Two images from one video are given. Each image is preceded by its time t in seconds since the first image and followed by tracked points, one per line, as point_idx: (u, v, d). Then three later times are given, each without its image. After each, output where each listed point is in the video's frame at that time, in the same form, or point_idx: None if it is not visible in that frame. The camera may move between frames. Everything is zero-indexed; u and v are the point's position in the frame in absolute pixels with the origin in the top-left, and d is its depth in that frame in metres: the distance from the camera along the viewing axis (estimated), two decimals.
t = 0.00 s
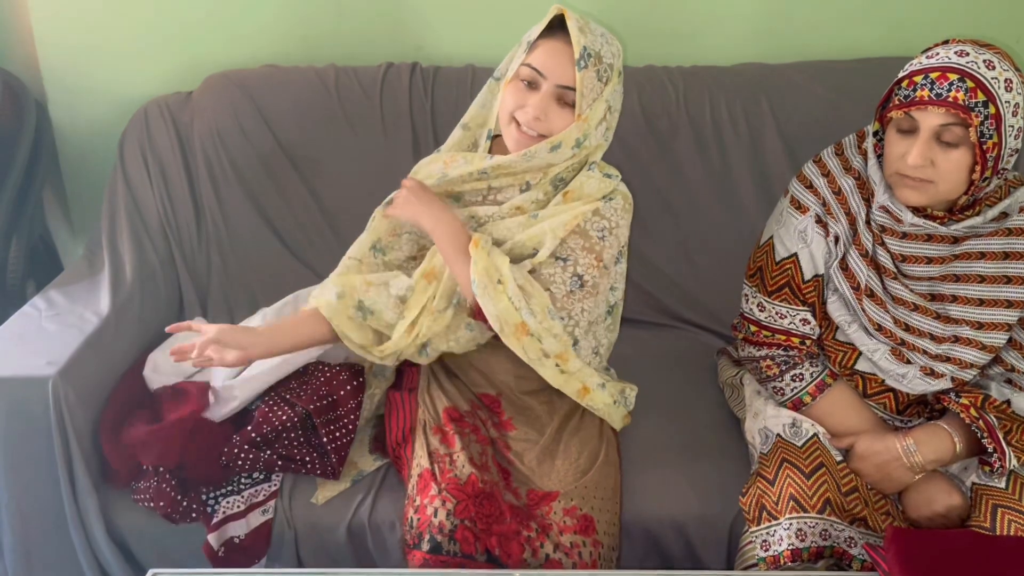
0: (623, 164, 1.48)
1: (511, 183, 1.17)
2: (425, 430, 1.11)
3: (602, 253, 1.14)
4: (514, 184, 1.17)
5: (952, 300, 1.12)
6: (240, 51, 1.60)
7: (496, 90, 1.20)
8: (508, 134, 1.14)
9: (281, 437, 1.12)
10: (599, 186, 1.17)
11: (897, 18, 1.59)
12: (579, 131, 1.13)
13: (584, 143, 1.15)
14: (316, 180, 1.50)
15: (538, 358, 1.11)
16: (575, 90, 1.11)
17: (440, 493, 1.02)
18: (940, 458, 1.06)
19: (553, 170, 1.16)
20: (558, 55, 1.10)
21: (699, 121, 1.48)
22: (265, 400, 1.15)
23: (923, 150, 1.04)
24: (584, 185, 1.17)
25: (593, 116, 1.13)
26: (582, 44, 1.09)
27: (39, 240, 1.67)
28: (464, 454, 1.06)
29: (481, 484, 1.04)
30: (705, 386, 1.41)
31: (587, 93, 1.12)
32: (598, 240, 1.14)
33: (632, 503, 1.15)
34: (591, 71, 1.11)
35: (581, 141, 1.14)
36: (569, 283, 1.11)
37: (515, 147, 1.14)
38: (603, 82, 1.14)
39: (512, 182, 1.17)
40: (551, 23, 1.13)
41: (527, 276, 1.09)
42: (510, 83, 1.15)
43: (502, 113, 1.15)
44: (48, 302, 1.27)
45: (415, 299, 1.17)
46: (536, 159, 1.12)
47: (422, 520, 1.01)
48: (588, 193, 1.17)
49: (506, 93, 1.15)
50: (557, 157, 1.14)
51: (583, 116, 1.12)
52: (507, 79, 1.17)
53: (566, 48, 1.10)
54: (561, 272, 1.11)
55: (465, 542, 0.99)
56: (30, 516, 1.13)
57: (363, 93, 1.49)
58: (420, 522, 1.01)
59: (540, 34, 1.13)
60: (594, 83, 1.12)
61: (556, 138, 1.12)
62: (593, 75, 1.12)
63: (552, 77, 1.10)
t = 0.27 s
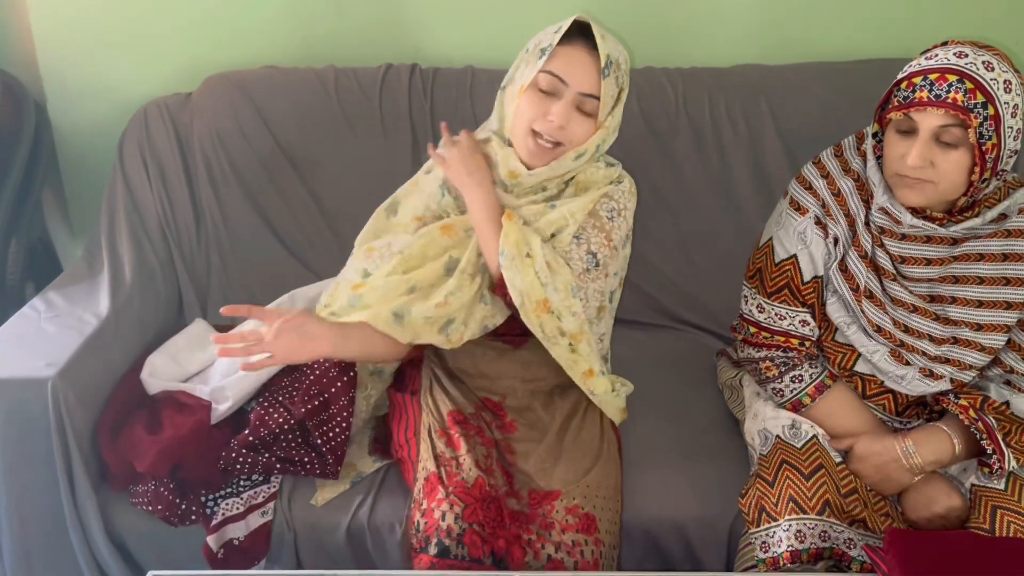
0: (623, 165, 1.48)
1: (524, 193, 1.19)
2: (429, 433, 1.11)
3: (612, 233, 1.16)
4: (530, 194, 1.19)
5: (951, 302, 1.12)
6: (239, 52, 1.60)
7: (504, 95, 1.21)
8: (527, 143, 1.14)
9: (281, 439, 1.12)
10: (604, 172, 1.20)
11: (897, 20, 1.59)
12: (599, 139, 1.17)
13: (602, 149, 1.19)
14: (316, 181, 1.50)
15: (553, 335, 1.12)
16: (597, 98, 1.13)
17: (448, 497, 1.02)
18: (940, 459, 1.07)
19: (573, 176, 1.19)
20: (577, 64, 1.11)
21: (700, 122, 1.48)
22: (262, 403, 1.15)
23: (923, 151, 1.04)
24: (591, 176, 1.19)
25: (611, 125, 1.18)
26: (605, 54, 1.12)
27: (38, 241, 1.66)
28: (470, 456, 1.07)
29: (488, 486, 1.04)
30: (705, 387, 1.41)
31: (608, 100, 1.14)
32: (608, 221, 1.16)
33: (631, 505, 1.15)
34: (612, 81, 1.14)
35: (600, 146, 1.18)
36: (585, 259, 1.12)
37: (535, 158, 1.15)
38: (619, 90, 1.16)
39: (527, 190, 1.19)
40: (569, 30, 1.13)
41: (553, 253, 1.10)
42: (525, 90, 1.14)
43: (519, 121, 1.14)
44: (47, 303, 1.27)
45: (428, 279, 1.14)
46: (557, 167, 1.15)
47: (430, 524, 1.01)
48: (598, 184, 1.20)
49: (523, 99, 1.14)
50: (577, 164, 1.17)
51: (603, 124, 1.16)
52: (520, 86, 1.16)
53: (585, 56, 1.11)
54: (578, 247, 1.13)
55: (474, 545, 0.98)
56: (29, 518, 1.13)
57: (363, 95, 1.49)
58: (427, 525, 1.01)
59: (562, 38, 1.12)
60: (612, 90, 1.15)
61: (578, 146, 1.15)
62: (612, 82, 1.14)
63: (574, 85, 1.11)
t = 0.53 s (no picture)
0: (623, 166, 1.48)
1: (535, 196, 1.18)
2: (425, 437, 1.11)
3: (636, 263, 1.20)
4: (540, 195, 1.19)
5: (950, 302, 1.12)
6: (240, 54, 1.60)
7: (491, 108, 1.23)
8: (536, 145, 1.14)
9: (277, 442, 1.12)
10: (610, 190, 1.23)
11: (896, 22, 1.59)
12: (601, 125, 1.18)
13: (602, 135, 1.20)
14: (316, 183, 1.50)
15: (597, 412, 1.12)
16: (591, 83, 1.13)
17: (442, 501, 1.02)
18: (939, 460, 1.07)
19: (578, 173, 1.19)
20: (564, 56, 1.12)
21: (700, 123, 1.49)
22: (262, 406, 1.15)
23: (922, 152, 1.05)
24: (596, 194, 1.22)
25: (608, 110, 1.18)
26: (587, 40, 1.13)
27: (38, 242, 1.66)
28: (465, 459, 1.06)
29: (482, 490, 1.04)
30: (704, 388, 1.41)
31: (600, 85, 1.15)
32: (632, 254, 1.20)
33: (631, 505, 1.15)
34: (600, 66, 1.15)
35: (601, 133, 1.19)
36: (626, 305, 1.17)
37: (548, 156, 1.15)
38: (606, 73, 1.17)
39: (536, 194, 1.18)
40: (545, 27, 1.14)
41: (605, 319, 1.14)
42: (517, 95, 1.14)
43: (522, 126, 1.14)
44: (47, 304, 1.27)
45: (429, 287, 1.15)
46: (572, 159, 1.15)
47: (424, 528, 1.01)
48: (602, 202, 1.22)
49: (518, 104, 1.14)
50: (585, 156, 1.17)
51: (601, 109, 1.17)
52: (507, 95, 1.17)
53: (571, 47, 1.12)
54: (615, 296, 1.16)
55: (468, 549, 0.98)
56: (28, 519, 1.13)
57: (363, 97, 1.49)
58: (422, 530, 1.01)
59: (541, 36, 1.13)
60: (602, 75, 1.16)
61: (583, 137, 1.15)
62: (600, 66, 1.15)
63: (567, 76, 1.12)
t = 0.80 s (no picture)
0: (620, 167, 1.48)
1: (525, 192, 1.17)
2: (426, 437, 1.11)
3: (616, 285, 1.17)
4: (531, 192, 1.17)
5: (944, 297, 1.13)
6: (239, 55, 1.61)
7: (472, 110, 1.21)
8: (522, 146, 1.13)
9: (276, 445, 1.12)
10: (602, 207, 1.19)
11: (893, 23, 1.60)
12: (590, 123, 1.16)
13: (594, 135, 1.18)
14: (313, 183, 1.50)
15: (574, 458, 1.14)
16: (572, 82, 1.12)
17: (443, 501, 1.02)
18: (933, 463, 1.07)
19: (571, 174, 1.18)
20: (544, 56, 1.11)
21: (696, 125, 1.49)
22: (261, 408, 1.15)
23: (916, 149, 1.05)
24: (587, 207, 1.19)
25: (598, 107, 1.16)
26: (563, 37, 1.12)
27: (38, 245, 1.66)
28: (466, 460, 1.06)
29: (482, 490, 1.04)
30: (702, 389, 1.42)
31: (583, 82, 1.14)
32: (613, 274, 1.17)
33: (630, 505, 1.16)
34: (580, 61, 1.13)
35: (592, 132, 1.17)
36: (592, 325, 1.16)
37: (537, 158, 1.14)
38: (590, 69, 1.16)
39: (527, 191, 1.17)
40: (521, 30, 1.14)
41: (574, 366, 1.15)
42: (500, 98, 1.14)
43: (505, 131, 1.13)
44: (46, 306, 1.27)
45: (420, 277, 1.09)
46: (560, 160, 1.13)
47: (425, 528, 1.01)
48: (593, 214, 1.18)
49: (501, 107, 1.14)
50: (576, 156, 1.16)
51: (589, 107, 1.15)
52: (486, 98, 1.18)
53: (550, 48, 1.11)
54: (587, 331, 1.16)
55: (468, 549, 0.99)
56: (28, 520, 1.13)
57: (360, 96, 1.49)
58: (422, 530, 1.01)
59: (512, 43, 1.14)
60: (584, 71, 1.14)
61: (572, 136, 1.14)
62: (580, 63, 1.14)
63: (545, 77, 1.11)
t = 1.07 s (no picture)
0: (617, 168, 1.49)
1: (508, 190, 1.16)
2: (418, 437, 1.11)
3: (596, 291, 1.17)
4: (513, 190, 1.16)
5: (938, 293, 1.14)
6: (236, 56, 1.61)
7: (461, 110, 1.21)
8: (498, 149, 1.13)
9: (276, 444, 1.12)
10: (588, 210, 1.18)
11: (889, 25, 1.60)
12: (572, 122, 1.13)
13: (578, 134, 1.16)
14: (309, 182, 1.50)
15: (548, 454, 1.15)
16: (546, 84, 1.11)
17: (434, 500, 1.02)
18: (930, 463, 1.08)
19: (554, 174, 1.16)
20: (517, 60, 1.10)
21: (693, 125, 1.49)
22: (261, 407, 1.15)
23: (911, 144, 1.06)
24: (573, 209, 1.18)
25: (579, 107, 1.14)
26: (536, 39, 1.10)
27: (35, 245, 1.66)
28: (458, 459, 1.06)
29: (475, 489, 1.04)
30: (700, 388, 1.42)
31: (560, 83, 1.12)
32: (592, 279, 1.17)
33: (627, 505, 1.16)
34: (555, 61, 1.12)
35: (575, 132, 1.15)
36: (568, 328, 1.16)
37: (513, 160, 1.13)
38: (569, 67, 1.14)
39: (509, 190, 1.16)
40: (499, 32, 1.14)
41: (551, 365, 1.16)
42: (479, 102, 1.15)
43: (483, 133, 1.15)
44: (43, 306, 1.27)
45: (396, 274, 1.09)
46: (537, 160, 1.12)
47: (417, 527, 1.01)
48: (579, 216, 1.17)
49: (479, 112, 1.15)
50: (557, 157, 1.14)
51: (568, 108, 1.13)
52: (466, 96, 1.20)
53: (523, 51, 1.11)
54: (564, 333, 1.16)
55: (460, 547, 0.99)
56: (26, 520, 1.13)
57: (357, 96, 1.49)
58: (414, 528, 1.01)
59: (490, 46, 1.14)
60: (561, 71, 1.12)
61: (550, 136, 1.13)
62: (557, 64, 1.12)
63: (518, 80, 1.11)
